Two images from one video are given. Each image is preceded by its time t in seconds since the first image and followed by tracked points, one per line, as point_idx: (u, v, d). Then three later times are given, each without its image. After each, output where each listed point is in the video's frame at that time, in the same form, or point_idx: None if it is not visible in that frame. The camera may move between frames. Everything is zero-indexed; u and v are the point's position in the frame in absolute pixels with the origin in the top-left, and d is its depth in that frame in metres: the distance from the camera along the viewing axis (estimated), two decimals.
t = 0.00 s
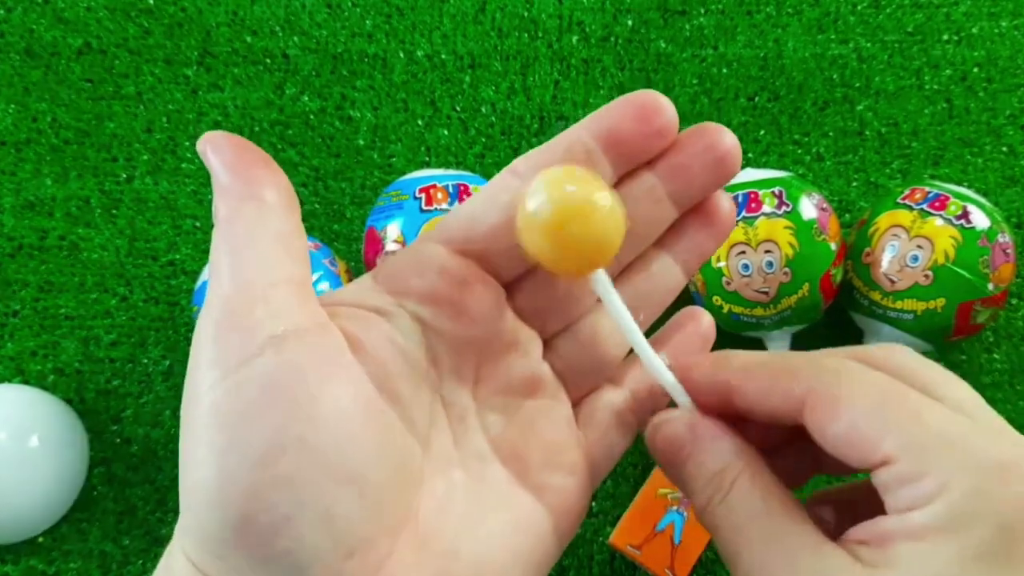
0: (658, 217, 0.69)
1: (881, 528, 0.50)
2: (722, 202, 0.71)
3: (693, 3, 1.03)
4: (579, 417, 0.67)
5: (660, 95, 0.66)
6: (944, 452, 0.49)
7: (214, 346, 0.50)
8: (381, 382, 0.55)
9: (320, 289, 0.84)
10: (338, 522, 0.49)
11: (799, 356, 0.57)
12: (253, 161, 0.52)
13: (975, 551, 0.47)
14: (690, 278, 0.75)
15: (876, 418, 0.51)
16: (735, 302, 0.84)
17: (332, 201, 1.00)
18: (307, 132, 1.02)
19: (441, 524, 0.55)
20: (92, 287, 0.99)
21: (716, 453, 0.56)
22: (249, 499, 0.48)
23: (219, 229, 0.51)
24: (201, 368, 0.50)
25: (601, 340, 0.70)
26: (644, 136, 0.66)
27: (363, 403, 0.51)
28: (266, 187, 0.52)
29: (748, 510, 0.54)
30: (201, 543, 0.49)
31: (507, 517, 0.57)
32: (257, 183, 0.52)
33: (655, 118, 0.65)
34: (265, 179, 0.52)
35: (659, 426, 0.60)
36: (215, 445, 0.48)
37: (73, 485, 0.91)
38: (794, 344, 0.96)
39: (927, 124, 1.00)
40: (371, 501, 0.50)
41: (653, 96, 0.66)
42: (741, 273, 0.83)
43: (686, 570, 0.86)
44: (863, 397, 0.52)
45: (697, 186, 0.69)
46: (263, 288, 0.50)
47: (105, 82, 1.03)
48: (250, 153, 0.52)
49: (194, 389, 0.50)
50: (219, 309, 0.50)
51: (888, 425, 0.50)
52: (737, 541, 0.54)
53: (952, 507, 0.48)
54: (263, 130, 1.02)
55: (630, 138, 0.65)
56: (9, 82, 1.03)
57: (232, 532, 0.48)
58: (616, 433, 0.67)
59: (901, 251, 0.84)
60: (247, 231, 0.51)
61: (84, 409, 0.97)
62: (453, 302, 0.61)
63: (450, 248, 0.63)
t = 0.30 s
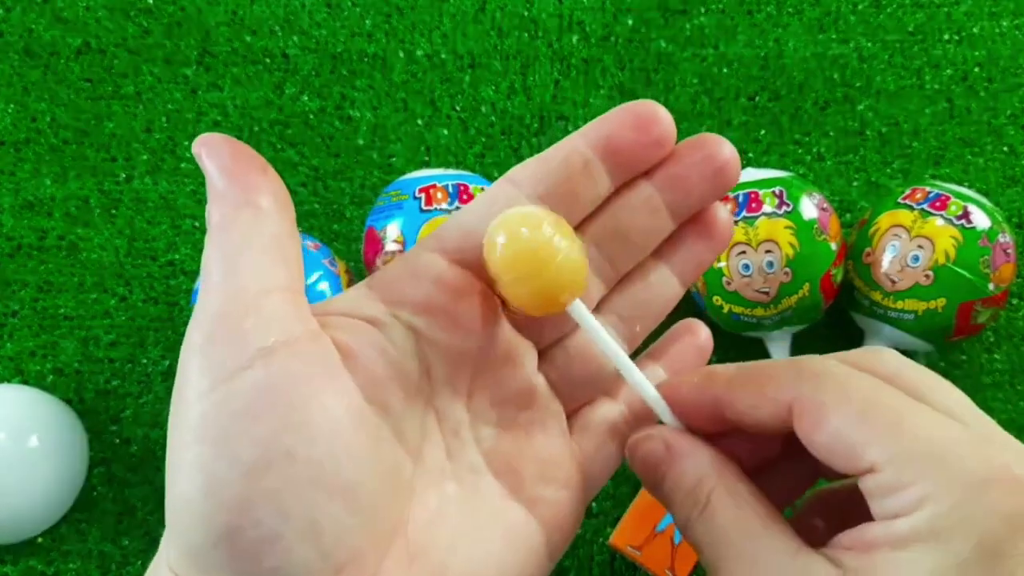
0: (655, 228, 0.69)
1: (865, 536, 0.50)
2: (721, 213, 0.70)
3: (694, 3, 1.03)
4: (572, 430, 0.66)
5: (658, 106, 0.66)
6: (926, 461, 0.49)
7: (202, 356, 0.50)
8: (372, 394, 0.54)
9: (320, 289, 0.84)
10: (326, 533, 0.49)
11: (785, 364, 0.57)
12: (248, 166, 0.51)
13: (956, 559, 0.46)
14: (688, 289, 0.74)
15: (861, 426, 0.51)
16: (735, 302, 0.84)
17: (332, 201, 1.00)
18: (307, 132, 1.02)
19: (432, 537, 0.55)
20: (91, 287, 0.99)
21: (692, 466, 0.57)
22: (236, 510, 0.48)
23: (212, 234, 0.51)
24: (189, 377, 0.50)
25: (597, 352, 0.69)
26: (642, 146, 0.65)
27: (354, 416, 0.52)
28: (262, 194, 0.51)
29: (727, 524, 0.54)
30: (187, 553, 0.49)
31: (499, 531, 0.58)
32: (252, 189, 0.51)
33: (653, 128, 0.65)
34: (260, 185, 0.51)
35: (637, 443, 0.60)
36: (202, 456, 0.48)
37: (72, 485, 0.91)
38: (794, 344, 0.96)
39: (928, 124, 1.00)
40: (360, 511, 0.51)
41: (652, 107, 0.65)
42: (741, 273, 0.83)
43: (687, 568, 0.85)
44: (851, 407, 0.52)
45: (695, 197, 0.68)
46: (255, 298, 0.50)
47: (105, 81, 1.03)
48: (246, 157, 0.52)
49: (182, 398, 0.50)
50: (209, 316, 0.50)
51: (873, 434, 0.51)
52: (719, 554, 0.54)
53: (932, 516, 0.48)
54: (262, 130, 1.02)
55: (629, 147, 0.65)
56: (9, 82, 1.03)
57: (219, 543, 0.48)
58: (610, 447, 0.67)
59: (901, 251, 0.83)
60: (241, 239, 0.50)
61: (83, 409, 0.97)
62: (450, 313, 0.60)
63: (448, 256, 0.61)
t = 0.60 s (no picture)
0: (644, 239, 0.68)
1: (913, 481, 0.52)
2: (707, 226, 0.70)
3: (694, 3, 1.03)
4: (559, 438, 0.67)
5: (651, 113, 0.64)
6: (970, 412, 0.52)
7: (192, 361, 0.50)
8: (363, 400, 0.54)
9: (320, 289, 0.84)
10: (317, 542, 0.49)
11: (823, 334, 0.60)
12: (242, 169, 0.52)
13: (1005, 496, 0.48)
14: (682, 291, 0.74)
15: (906, 381, 0.54)
16: (735, 302, 0.84)
17: (332, 201, 1.00)
18: (307, 132, 1.02)
19: (423, 544, 0.54)
20: (92, 287, 0.99)
21: (751, 412, 0.58)
22: (227, 518, 0.48)
23: (203, 237, 0.51)
24: (178, 383, 0.50)
25: (584, 361, 0.70)
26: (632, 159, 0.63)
27: (345, 423, 0.52)
28: (255, 196, 0.52)
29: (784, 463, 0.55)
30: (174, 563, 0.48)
31: (488, 538, 0.57)
32: (245, 191, 0.51)
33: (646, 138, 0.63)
34: (253, 188, 0.52)
35: (700, 382, 0.60)
36: (191, 463, 0.48)
37: (73, 486, 0.91)
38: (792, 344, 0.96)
39: (928, 124, 1.00)
40: (350, 520, 0.50)
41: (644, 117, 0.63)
42: (741, 273, 0.83)
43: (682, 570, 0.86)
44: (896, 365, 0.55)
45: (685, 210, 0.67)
46: (245, 303, 0.50)
47: (105, 82, 1.03)
48: (239, 158, 0.52)
49: (171, 404, 0.50)
50: (199, 321, 0.50)
51: (920, 387, 0.54)
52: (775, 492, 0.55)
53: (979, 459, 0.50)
54: (262, 130, 1.02)
55: (619, 160, 0.63)
56: (9, 82, 1.03)
57: (209, 552, 0.48)
58: (596, 454, 0.68)
59: (900, 251, 0.84)
60: (234, 242, 0.50)
61: (84, 409, 0.97)
62: (444, 319, 0.61)
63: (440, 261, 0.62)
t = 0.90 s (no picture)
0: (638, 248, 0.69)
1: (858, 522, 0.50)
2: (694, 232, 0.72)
3: (694, 3, 1.03)
4: (554, 448, 0.65)
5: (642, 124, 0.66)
6: (919, 450, 0.50)
7: (185, 370, 0.49)
8: (355, 410, 0.54)
9: (320, 289, 0.84)
10: (309, 554, 0.49)
11: (769, 361, 0.58)
12: (235, 177, 0.51)
13: (951, 536, 0.47)
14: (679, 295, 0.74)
15: (849, 417, 0.53)
16: (735, 302, 0.84)
17: (332, 201, 1.00)
18: (307, 132, 1.02)
19: (418, 553, 0.53)
20: (92, 287, 0.99)
21: (688, 456, 0.56)
22: (220, 529, 0.48)
23: (196, 245, 0.51)
24: (172, 392, 0.50)
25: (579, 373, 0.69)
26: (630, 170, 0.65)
27: (340, 432, 0.51)
28: (248, 204, 0.51)
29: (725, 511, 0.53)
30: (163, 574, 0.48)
31: (484, 547, 0.56)
32: (238, 199, 0.51)
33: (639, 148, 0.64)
34: (246, 196, 0.51)
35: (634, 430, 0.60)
36: (184, 474, 0.48)
37: (72, 486, 0.91)
38: (793, 344, 0.96)
39: (928, 124, 1.00)
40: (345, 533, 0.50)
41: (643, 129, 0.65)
42: (741, 273, 0.83)
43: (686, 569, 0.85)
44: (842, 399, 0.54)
45: (679, 219, 0.69)
46: (240, 312, 0.50)
47: (105, 82, 1.03)
48: (233, 166, 0.51)
49: (163, 413, 0.49)
50: (192, 330, 0.50)
51: (869, 424, 0.52)
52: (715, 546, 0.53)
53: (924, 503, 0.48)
54: (262, 130, 1.02)
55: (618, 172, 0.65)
56: (9, 82, 1.03)
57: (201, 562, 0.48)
58: (590, 465, 0.66)
59: (901, 251, 0.83)
60: (228, 251, 0.50)
61: (83, 409, 0.97)
62: (438, 330, 0.61)
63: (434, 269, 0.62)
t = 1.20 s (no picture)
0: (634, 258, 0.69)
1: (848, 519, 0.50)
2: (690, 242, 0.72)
3: (694, 3, 1.03)
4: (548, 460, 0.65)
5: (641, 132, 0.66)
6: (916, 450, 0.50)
7: (176, 382, 0.49)
8: (347, 420, 0.54)
9: (320, 289, 0.84)
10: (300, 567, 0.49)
11: (758, 357, 0.59)
12: (230, 183, 0.51)
13: (933, 531, 0.47)
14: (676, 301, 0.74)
15: (837, 411, 0.53)
16: (735, 302, 0.84)
17: (332, 201, 1.00)
18: (307, 132, 1.02)
19: (410, 563, 0.53)
20: (92, 287, 0.99)
21: (676, 443, 0.56)
22: (209, 545, 0.48)
23: (189, 253, 0.50)
24: (162, 405, 0.49)
25: (574, 381, 0.70)
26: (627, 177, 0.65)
27: (332, 445, 0.51)
28: (242, 211, 0.51)
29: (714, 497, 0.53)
30: None
31: (474, 558, 0.56)
32: (233, 206, 0.51)
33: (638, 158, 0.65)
34: (241, 203, 0.51)
35: (623, 421, 0.60)
36: (175, 486, 0.48)
37: (72, 486, 0.91)
38: (793, 344, 0.96)
39: (928, 124, 1.00)
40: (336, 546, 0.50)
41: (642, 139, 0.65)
42: (741, 273, 0.83)
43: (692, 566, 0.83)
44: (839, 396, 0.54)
45: (675, 230, 0.69)
46: (234, 321, 0.50)
47: (105, 82, 1.03)
48: (227, 171, 0.51)
49: (152, 428, 0.49)
50: (185, 339, 0.50)
51: (852, 416, 0.52)
52: (707, 536, 0.53)
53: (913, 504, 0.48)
54: (262, 130, 1.02)
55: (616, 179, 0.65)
56: (9, 82, 1.03)
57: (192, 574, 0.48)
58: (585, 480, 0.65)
59: (901, 251, 0.83)
60: (221, 260, 0.50)
61: (84, 409, 0.97)
62: (436, 341, 0.60)
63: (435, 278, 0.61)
